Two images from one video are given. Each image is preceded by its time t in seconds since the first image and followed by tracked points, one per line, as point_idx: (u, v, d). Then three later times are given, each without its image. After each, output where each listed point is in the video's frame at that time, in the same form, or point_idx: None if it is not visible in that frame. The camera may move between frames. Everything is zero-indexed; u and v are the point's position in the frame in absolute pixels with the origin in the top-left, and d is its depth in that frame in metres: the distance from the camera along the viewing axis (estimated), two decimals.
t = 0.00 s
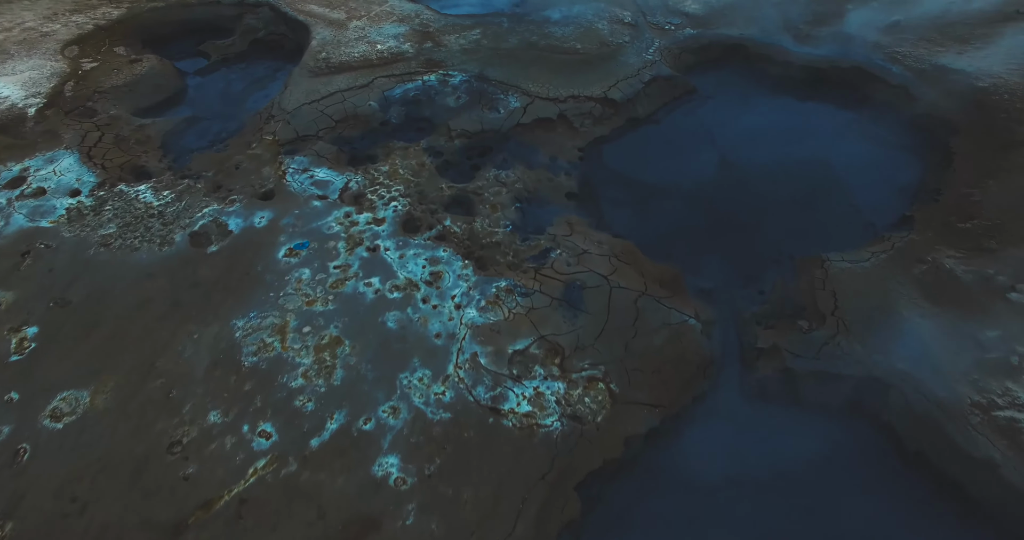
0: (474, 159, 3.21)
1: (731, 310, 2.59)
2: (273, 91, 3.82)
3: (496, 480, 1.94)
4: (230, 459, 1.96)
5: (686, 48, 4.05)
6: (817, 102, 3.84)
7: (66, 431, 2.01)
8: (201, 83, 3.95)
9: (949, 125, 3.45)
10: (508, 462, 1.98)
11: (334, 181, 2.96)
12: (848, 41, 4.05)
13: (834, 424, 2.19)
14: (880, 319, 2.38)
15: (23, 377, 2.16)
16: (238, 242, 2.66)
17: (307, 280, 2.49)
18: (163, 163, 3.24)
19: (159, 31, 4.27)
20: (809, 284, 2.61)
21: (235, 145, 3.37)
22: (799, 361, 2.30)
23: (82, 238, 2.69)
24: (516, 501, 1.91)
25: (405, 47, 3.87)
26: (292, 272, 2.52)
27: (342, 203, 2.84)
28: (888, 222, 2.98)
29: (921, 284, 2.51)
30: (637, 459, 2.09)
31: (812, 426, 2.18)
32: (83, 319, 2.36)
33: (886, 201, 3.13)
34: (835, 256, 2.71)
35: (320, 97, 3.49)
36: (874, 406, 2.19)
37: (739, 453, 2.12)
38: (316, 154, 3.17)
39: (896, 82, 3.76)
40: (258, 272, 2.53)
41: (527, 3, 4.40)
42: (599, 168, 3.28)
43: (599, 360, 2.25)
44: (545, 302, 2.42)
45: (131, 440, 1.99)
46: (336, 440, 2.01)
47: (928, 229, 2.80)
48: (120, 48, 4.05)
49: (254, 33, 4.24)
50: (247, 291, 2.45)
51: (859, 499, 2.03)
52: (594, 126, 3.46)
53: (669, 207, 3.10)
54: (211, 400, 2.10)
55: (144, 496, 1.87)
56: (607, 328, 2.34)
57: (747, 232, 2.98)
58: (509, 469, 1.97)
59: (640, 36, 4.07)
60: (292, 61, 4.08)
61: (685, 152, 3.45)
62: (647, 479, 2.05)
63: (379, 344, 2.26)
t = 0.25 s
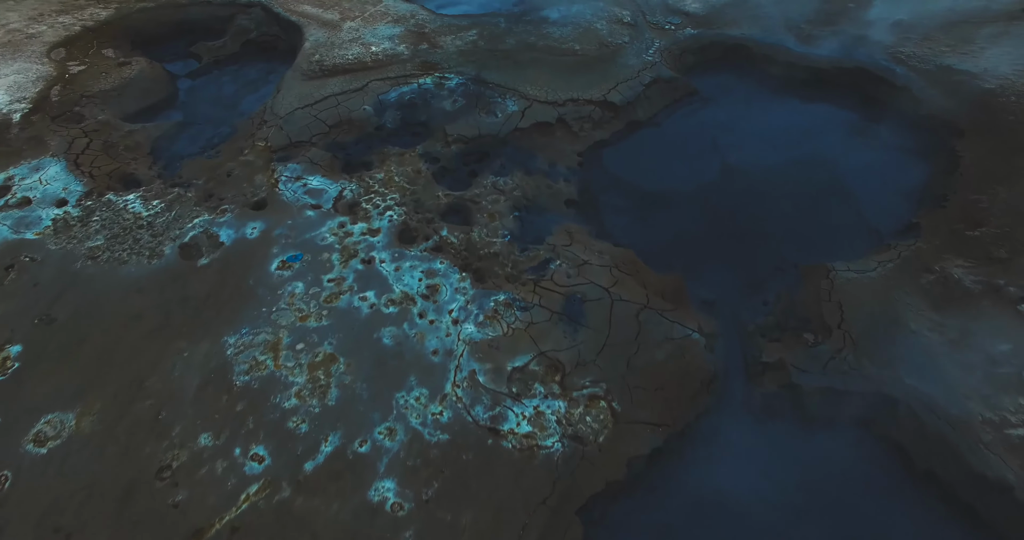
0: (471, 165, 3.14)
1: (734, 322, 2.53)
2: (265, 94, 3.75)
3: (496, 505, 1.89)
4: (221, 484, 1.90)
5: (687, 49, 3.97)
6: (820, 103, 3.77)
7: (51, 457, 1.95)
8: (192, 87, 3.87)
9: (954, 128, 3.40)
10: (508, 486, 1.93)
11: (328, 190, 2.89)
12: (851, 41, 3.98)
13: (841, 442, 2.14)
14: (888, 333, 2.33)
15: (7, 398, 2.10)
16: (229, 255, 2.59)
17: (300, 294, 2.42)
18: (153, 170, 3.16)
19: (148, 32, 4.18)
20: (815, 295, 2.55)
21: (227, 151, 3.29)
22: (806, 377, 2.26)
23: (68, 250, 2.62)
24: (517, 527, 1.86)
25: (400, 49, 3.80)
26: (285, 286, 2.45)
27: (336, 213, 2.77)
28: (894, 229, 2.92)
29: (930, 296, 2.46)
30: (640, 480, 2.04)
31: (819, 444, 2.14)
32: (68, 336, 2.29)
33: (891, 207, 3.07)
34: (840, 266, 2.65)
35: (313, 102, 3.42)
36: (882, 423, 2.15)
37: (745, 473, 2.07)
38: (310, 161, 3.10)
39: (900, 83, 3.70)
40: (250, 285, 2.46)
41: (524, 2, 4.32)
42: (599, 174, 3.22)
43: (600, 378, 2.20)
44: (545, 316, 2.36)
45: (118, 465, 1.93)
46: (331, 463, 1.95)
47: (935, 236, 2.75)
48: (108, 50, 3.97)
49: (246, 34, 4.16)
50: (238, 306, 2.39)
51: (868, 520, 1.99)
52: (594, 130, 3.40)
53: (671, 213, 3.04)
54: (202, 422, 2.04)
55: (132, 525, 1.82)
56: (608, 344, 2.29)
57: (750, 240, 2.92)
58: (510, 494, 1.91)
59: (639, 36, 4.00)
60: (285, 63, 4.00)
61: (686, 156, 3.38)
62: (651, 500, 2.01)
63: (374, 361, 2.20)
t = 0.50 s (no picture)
0: (468, 172, 3.07)
1: (738, 335, 2.48)
2: (258, 99, 3.67)
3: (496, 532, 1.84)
4: (212, 513, 1.85)
5: (687, 50, 3.90)
6: (823, 105, 3.70)
7: (36, 484, 1.90)
8: (183, 91, 3.80)
9: (960, 132, 3.34)
10: (508, 512, 1.88)
11: (322, 199, 2.82)
12: (854, 41, 3.92)
13: (849, 460, 2.09)
14: (897, 349, 2.28)
15: None
16: (221, 268, 2.52)
17: (293, 310, 2.36)
18: (142, 179, 3.09)
19: (138, 34, 4.11)
20: (820, 307, 2.50)
21: (218, 158, 3.22)
22: (812, 395, 2.21)
23: (55, 265, 2.55)
24: None
25: (395, 51, 3.72)
26: (278, 301, 2.39)
27: (330, 224, 2.70)
28: (901, 236, 2.86)
29: (939, 309, 2.40)
30: (644, 501, 1.98)
31: (826, 463, 2.09)
32: (54, 356, 2.23)
33: (897, 213, 3.01)
34: (846, 276, 2.60)
35: (307, 107, 3.34)
36: (892, 441, 2.09)
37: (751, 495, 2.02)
38: (303, 169, 3.03)
39: (905, 85, 3.64)
40: (242, 301, 2.40)
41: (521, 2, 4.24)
42: (599, 180, 3.15)
43: (602, 397, 2.14)
44: (544, 332, 2.30)
45: (106, 493, 1.88)
46: (326, 490, 1.90)
47: (942, 246, 2.69)
48: (96, 53, 3.90)
49: (238, 36, 4.09)
50: (230, 323, 2.32)
51: None
52: (594, 134, 3.33)
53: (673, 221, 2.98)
54: (192, 447, 1.98)
55: None
56: (610, 361, 2.23)
57: (753, 249, 2.87)
58: (510, 520, 1.87)
59: (639, 37, 3.92)
60: (278, 66, 3.92)
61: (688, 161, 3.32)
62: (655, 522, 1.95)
63: (370, 381, 2.15)
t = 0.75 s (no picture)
0: (465, 180, 3.00)
1: (742, 350, 2.43)
2: (250, 104, 3.60)
3: None
4: None
5: (688, 52, 3.83)
6: (826, 109, 3.64)
7: (19, 515, 1.84)
8: (174, 96, 3.72)
9: (967, 136, 3.28)
10: None
11: (315, 210, 2.75)
12: (858, 42, 3.84)
13: (856, 483, 2.04)
14: (905, 365, 2.23)
15: None
16: (211, 284, 2.45)
17: (286, 327, 2.30)
18: (131, 188, 3.02)
19: (127, 37, 4.03)
20: (826, 321, 2.44)
21: (210, 166, 3.15)
22: (819, 414, 2.15)
23: (40, 280, 2.48)
24: None
25: (390, 54, 3.65)
26: (270, 319, 2.32)
27: (324, 236, 2.64)
28: (906, 246, 2.81)
29: (949, 322, 2.35)
30: (647, 527, 1.94)
31: (833, 485, 2.04)
32: (39, 378, 2.17)
33: (903, 221, 2.96)
34: (852, 288, 2.54)
35: (299, 113, 3.27)
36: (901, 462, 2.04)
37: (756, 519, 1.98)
38: (296, 178, 2.95)
39: (909, 87, 3.57)
40: (233, 318, 2.33)
41: (519, 3, 4.16)
42: (599, 188, 3.08)
43: (603, 417, 2.09)
44: (544, 350, 2.25)
45: (92, 524, 1.83)
46: (320, 518, 1.85)
47: (950, 256, 2.64)
48: (84, 57, 3.82)
49: (230, 39, 4.01)
50: (221, 342, 2.26)
51: None
52: (593, 140, 3.26)
53: (674, 231, 2.92)
54: (181, 473, 1.92)
55: None
56: (611, 380, 2.18)
57: (756, 259, 2.81)
58: None
59: (639, 38, 3.85)
60: (271, 69, 3.84)
61: (689, 167, 3.25)
62: None
63: (366, 403, 2.09)
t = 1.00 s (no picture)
0: (461, 190, 2.93)
1: (746, 366, 2.37)
2: (240, 110, 3.52)
3: None
4: None
5: (688, 54, 3.76)
6: (829, 112, 3.58)
7: None
8: (163, 101, 3.63)
9: (972, 141, 3.23)
10: None
11: (308, 223, 2.68)
12: (860, 43, 3.78)
13: (863, 506, 2.00)
14: (914, 383, 2.18)
15: None
16: (201, 301, 2.38)
17: (278, 347, 2.23)
18: (119, 199, 2.94)
19: (114, 40, 3.94)
20: (832, 335, 2.39)
21: (200, 176, 3.07)
22: (826, 435, 2.10)
23: (24, 299, 2.42)
24: None
25: (384, 58, 3.57)
26: (262, 338, 2.26)
27: (316, 250, 2.57)
28: (912, 255, 2.75)
29: (958, 337, 2.30)
30: None
31: (840, 508, 2.00)
32: (23, 402, 2.11)
33: (909, 229, 2.90)
34: (857, 301, 2.49)
35: (291, 120, 3.19)
36: (909, 485, 2.01)
37: None
38: (288, 189, 2.88)
39: (913, 90, 3.51)
40: (223, 337, 2.26)
41: (515, 4, 4.08)
42: (598, 196, 3.02)
43: (604, 440, 2.04)
44: (543, 369, 2.19)
45: None
46: None
47: (957, 266, 2.58)
48: (69, 62, 3.74)
49: (220, 42, 3.92)
50: (210, 363, 2.19)
51: None
52: (592, 146, 3.19)
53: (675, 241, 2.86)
54: (171, 504, 1.87)
55: None
56: (612, 401, 2.13)
57: (760, 269, 2.75)
58: None
59: (638, 40, 3.78)
60: (262, 74, 3.77)
61: (690, 174, 3.19)
62: None
63: (360, 427, 2.03)
